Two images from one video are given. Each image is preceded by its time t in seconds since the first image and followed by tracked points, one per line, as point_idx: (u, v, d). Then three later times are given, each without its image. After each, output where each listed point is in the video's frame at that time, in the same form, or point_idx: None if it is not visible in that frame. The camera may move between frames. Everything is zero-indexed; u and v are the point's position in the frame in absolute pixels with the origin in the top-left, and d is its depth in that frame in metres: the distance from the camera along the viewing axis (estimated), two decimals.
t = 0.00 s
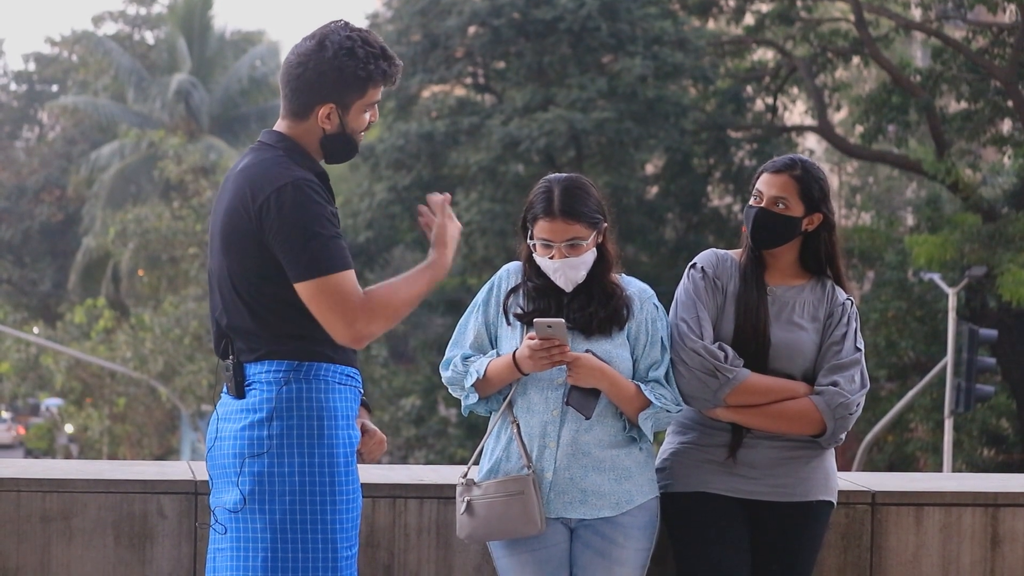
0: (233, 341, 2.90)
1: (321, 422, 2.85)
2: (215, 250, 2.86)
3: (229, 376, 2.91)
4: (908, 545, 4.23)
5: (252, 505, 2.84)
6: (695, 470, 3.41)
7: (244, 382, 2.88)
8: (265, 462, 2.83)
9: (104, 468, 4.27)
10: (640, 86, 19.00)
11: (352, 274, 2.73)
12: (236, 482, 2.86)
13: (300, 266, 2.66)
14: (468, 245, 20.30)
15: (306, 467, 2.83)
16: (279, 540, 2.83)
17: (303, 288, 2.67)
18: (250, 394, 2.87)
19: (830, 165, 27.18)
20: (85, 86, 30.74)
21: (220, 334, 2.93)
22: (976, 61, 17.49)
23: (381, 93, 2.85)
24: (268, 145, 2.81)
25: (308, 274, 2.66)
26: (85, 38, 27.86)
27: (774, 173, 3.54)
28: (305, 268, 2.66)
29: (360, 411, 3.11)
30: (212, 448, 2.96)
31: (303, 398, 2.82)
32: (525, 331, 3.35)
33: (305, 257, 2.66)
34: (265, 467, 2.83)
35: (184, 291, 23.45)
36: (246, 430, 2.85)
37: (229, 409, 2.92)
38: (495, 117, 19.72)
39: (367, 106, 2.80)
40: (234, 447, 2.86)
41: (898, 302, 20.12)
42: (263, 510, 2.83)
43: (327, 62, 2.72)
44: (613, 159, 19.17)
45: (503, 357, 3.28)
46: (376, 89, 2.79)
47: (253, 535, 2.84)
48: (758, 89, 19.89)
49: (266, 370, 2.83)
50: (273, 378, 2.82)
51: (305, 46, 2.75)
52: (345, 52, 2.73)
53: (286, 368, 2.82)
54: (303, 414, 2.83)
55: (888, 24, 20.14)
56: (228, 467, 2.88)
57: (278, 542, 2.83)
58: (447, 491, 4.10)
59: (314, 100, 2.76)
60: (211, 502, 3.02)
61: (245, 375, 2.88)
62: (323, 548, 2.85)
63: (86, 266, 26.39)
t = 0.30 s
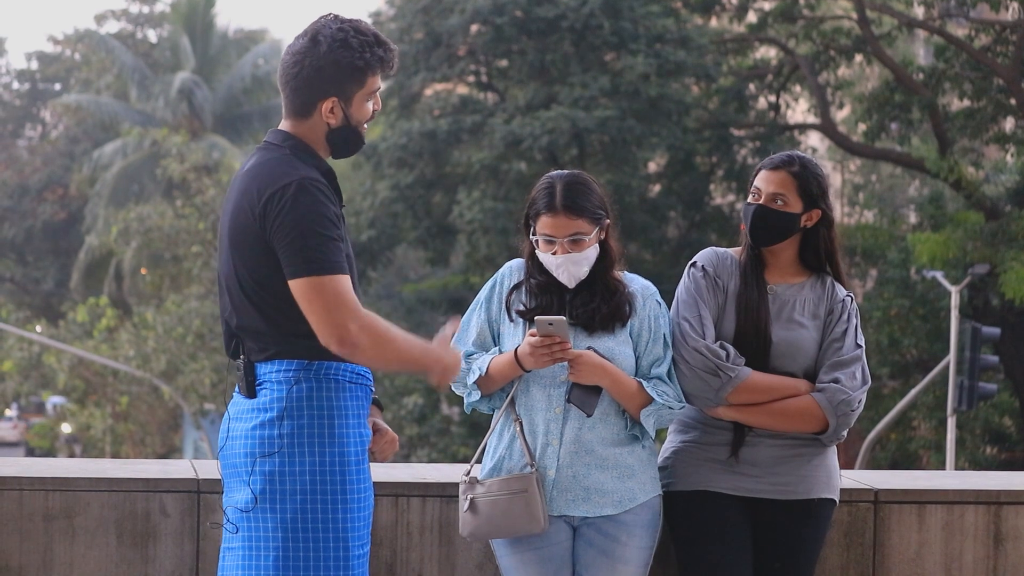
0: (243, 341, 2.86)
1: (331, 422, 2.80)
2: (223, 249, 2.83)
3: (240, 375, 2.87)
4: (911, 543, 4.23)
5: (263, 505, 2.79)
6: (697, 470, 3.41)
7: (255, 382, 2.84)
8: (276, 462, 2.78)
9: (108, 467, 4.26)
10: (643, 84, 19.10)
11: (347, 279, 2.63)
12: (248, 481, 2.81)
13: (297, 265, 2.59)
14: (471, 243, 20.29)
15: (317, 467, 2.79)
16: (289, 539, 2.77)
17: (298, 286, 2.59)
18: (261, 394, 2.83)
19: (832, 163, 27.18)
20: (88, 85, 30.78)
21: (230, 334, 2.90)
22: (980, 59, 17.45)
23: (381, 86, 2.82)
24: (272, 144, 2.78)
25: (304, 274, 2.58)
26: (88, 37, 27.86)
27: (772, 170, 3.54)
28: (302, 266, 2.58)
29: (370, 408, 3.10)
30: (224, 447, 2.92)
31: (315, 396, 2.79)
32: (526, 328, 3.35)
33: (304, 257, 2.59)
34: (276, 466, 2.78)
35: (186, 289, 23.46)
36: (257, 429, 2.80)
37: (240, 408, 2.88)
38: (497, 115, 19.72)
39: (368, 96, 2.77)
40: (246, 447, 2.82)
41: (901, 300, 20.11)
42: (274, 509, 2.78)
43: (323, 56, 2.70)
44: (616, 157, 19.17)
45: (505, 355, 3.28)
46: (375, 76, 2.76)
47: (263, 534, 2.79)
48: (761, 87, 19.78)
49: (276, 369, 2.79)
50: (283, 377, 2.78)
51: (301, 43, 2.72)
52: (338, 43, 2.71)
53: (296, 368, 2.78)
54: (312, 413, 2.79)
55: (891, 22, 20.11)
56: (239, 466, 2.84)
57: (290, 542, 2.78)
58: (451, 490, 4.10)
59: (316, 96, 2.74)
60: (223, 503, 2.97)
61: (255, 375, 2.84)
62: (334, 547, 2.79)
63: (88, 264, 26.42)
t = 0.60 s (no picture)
0: (258, 348, 2.83)
1: (347, 425, 2.75)
2: (233, 256, 2.81)
3: (257, 381, 2.83)
4: (912, 543, 4.23)
5: (283, 509, 2.74)
6: (699, 470, 3.41)
7: (272, 387, 2.81)
8: (295, 467, 2.73)
9: (110, 467, 4.26)
10: (644, 84, 19.08)
11: (351, 287, 2.64)
12: (268, 486, 2.77)
13: (300, 269, 2.59)
14: (472, 243, 20.27)
15: (335, 470, 2.74)
16: (310, 544, 2.72)
17: (302, 293, 2.60)
18: (277, 399, 2.79)
19: (834, 163, 27.18)
20: (89, 84, 30.80)
21: (245, 341, 2.87)
22: (981, 58, 17.46)
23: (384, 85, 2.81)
24: (277, 149, 2.77)
25: (308, 279, 2.59)
26: (89, 37, 27.88)
27: (773, 168, 3.54)
28: (307, 272, 2.59)
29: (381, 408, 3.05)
30: (245, 453, 2.88)
31: (331, 399, 2.74)
32: (527, 327, 3.35)
33: (310, 264, 2.59)
34: (295, 471, 2.73)
35: (188, 289, 23.45)
36: (275, 434, 2.76)
37: (259, 414, 2.84)
38: (499, 115, 19.72)
39: (371, 95, 2.76)
40: (265, 452, 2.78)
41: (903, 300, 20.10)
42: (295, 513, 2.73)
43: (325, 56, 2.69)
44: (618, 157, 19.17)
45: (505, 354, 3.27)
46: (377, 76, 2.76)
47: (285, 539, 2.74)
48: (763, 87, 19.85)
49: (292, 374, 2.75)
50: (299, 381, 2.74)
51: (302, 45, 2.71)
52: (341, 44, 2.70)
53: (311, 371, 2.74)
54: (328, 417, 2.74)
55: (893, 21, 20.11)
56: (259, 472, 2.80)
57: (311, 546, 2.73)
58: (452, 491, 4.09)
59: (318, 97, 2.72)
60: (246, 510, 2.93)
61: (271, 380, 2.81)
62: (357, 551, 2.74)
63: (90, 264, 26.43)
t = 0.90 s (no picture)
0: (271, 353, 2.82)
1: (363, 428, 2.74)
2: (241, 263, 2.79)
3: (271, 386, 2.82)
4: (912, 544, 4.23)
5: (301, 513, 2.73)
6: (700, 471, 3.41)
7: (286, 392, 2.80)
8: (311, 471, 2.72)
9: (110, 468, 4.26)
10: (644, 85, 19.08)
11: (363, 291, 2.64)
12: (285, 490, 2.76)
13: (312, 275, 2.59)
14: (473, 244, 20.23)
15: (352, 474, 2.73)
16: (329, 547, 2.71)
17: (316, 297, 2.60)
18: (293, 403, 2.78)
19: (834, 163, 27.18)
20: (89, 85, 30.80)
21: (257, 347, 2.86)
22: (981, 59, 17.46)
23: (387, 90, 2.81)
24: (281, 155, 2.76)
25: (320, 284, 2.59)
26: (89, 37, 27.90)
27: (775, 167, 3.55)
28: (318, 277, 2.59)
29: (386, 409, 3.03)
30: (260, 457, 2.86)
31: (347, 403, 2.73)
32: (526, 328, 3.35)
33: (324, 268, 2.59)
34: (311, 475, 2.72)
35: (188, 290, 23.45)
36: (290, 439, 2.75)
37: (273, 418, 2.83)
38: (499, 115, 19.71)
39: (374, 103, 2.76)
40: (281, 456, 2.77)
41: (903, 300, 20.10)
42: (312, 517, 2.72)
43: (331, 61, 2.69)
44: (618, 157, 19.17)
45: (505, 354, 3.27)
46: (381, 83, 2.75)
47: (302, 544, 2.73)
48: (763, 87, 19.91)
49: (307, 379, 2.74)
50: (314, 386, 2.73)
51: (308, 49, 2.71)
52: (347, 49, 2.70)
53: (326, 376, 2.73)
54: (344, 421, 2.73)
55: (893, 22, 20.12)
56: (275, 476, 2.78)
57: (328, 550, 2.71)
58: (452, 491, 4.09)
59: (321, 101, 2.72)
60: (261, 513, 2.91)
61: (286, 385, 2.80)
62: (374, 555, 2.73)
63: (90, 265, 26.43)
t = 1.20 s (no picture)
0: (272, 354, 2.81)
1: (368, 429, 2.74)
2: (244, 264, 2.79)
3: (274, 387, 2.82)
4: (913, 544, 4.23)
5: (305, 515, 2.73)
6: (701, 471, 3.41)
7: (289, 394, 2.79)
8: (316, 473, 2.72)
9: (111, 469, 4.26)
10: (646, 85, 19.06)
11: (368, 293, 2.64)
12: (289, 492, 2.75)
13: (319, 277, 2.59)
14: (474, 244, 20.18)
15: (357, 475, 2.73)
16: (334, 549, 2.72)
17: (322, 299, 2.60)
18: (296, 405, 2.78)
19: (835, 163, 27.18)
20: (91, 85, 30.80)
21: (258, 349, 2.85)
22: (982, 59, 17.46)
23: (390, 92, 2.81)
24: (284, 157, 2.76)
25: (327, 285, 2.59)
26: (89, 37, 27.90)
27: (777, 167, 3.55)
28: (325, 278, 2.59)
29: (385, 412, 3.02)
30: (262, 459, 2.86)
31: (351, 405, 2.73)
32: (527, 328, 3.35)
33: (330, 270, 2.59)
34: (316, 477, 2.72)
35: (189, 290, 23.44)
36: (294, 440, 2.75)
37: (276, 420, 2.83)
38: (500, 116, 19.71)
39: (375, 105, 2.77)
40: (284, 458, 2.76)
41: (904, 300, 20.08)
42: (316, 519, 2.72)
43: (335, 61, 2.68)
44: (619, 157, 19.16)
45: (506, 355, 3.27)
46: (384, 85, 2.76)
47: (307, 545, 2.73)
48: (764, 88, 19.97)
49: (311, 381, 2.74)
50: (318, 388, 2.73)
51: (312, 50, 2.71)
52: (352, 50, 2.70)
53: (331, 377, 2.73)
54: (349, 422, 2.73)
55: (894, 22, 20.11)
56: (279, 478, 2.78)
57: (334, 552, 2.71)
58: (453, 491, 4.08)
59: (324, 103, 2.72)
60: (262, 515, 2.91)
61: (289, 387, 2.79)
62: (379, 556, 2.73)
63: (91, 265, 26.43)
